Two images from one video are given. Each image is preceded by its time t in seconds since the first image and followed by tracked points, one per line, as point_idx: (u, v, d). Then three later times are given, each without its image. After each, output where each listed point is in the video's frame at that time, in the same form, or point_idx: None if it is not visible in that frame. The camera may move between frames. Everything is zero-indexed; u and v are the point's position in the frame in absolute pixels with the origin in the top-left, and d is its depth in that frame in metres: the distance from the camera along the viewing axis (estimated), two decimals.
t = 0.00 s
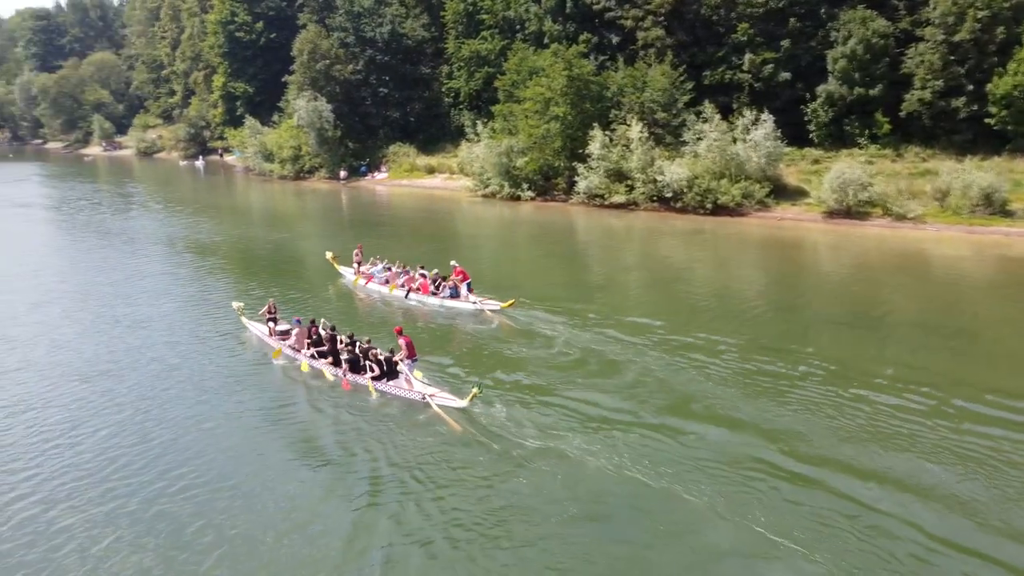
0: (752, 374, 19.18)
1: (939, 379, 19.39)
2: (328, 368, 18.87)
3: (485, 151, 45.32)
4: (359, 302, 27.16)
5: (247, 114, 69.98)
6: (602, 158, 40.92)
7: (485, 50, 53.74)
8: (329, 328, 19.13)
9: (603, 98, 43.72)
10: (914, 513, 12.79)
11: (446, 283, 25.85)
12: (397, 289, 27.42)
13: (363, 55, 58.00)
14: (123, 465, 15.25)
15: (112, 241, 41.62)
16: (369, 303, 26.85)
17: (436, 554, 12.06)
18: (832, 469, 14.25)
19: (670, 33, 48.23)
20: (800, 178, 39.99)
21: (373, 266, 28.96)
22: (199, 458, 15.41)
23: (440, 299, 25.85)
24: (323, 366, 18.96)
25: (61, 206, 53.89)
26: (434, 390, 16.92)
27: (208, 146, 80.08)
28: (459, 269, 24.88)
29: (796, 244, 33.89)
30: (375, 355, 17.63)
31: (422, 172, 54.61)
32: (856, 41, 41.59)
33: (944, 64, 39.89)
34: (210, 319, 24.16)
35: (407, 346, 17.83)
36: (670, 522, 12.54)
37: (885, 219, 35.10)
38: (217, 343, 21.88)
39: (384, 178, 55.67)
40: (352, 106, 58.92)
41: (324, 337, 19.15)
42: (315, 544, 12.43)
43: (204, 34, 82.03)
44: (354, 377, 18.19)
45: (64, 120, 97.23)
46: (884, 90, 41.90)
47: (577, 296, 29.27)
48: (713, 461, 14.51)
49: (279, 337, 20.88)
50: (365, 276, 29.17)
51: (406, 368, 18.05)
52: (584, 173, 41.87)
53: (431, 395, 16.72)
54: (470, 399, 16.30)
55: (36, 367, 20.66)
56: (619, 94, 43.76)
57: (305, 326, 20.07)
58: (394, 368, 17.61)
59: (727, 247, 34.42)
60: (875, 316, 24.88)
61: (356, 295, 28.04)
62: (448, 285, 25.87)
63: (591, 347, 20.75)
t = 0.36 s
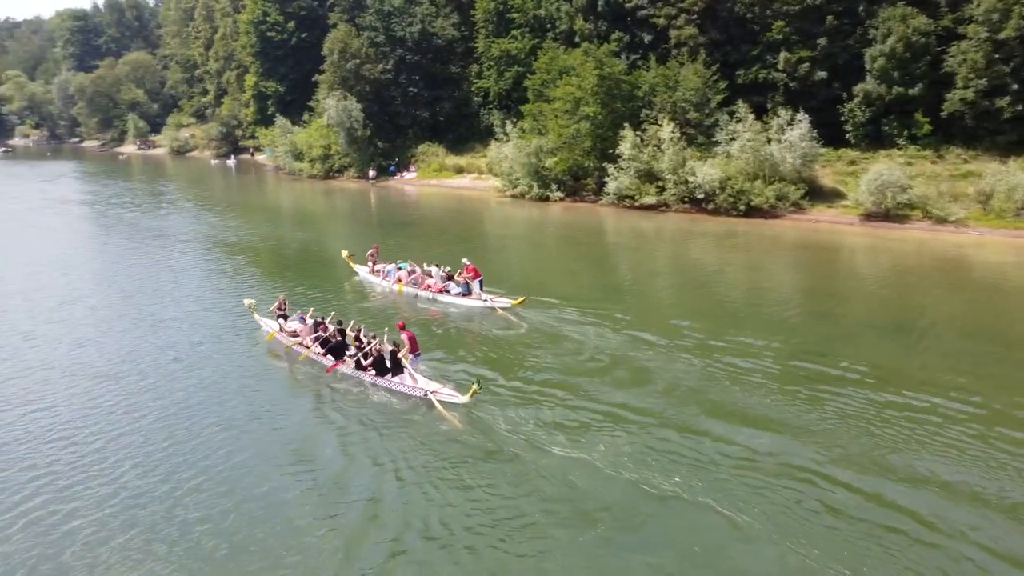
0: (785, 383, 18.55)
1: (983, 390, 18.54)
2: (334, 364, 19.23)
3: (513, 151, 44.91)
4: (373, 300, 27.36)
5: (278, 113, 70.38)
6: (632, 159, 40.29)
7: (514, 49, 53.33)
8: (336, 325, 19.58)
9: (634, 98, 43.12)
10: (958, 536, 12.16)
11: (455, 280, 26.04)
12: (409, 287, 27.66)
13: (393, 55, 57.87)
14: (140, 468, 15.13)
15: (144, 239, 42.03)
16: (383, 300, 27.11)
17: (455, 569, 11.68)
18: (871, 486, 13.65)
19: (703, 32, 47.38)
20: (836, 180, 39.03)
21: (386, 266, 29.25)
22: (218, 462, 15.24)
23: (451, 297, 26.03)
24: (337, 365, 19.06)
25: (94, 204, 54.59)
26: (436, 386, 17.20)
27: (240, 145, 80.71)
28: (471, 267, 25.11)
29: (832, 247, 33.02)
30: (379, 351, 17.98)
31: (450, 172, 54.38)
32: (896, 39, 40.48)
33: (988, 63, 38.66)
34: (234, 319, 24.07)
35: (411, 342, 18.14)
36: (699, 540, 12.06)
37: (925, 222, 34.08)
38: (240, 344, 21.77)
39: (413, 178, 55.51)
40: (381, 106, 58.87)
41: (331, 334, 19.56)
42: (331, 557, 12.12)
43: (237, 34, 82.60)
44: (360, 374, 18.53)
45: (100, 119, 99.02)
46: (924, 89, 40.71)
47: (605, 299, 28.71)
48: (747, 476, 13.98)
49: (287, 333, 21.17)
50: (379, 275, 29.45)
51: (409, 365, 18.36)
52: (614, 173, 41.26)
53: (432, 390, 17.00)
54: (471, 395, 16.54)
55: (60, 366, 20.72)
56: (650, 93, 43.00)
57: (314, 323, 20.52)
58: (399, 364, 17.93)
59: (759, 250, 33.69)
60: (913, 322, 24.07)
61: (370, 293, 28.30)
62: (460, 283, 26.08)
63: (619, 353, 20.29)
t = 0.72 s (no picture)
0: (817, 393, 17.88)
1: None
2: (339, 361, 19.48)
3: (540, 151, 44.41)
4: (384, 298, 27.64)
5: (306, 112, 70.63)
6: (660, 159, 39.61)
7: (542, 48, 52.88)
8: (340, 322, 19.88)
9: (662, 98, 42.42)
10: (1006, 559, 11.46)
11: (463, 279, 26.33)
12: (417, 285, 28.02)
13: (419, 54, 57.65)
14: (152, 474, 14.90)
15: (170, 238, 42.18)
16: (393, 297, 27.49)
17: None
18: (910, 504, 12.98)
19: (734, 30, 46.51)
20: (870, 182, 38.06)
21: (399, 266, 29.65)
22: (231, 469, 14.94)
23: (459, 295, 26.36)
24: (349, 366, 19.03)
25: (123, 202, 55.07)
26: (438, 382, 17.41)
27: (268, 144, 81.14)
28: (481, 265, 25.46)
29: (866, 251, 32.15)
30: (382, 348, 18.21)
31: (476, 172, 54.02)
32: (933, 37, 39.38)
33: None
34: (254, 320, 23.89)
35: (413, 338, 18.34)
36: (730, 561, 11.50)
37: (963, 225, 33.08)
38: (259, 347, 21.55)
39: (439, 178, 55.27)
40: (407, 105, 58.71)
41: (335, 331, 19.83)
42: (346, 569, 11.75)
43: (265, 34, 83.00)
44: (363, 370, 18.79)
45: (132, 118, 100.23)
46: (963, 88, 39.52)
47: (631, 302, 28.15)
48: (779, 491, 13.38)
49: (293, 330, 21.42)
50: (392, 274, 29.77)
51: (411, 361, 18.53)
52: (641, 174, 40.57)
53: (434, 386, 17.20)
54: (472, 391, 16.71)
55: (78, 366, 20.64)
56: (679, 93, 42.24)
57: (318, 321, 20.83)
58: (402, 361, 18.15)
59: (790, 253, 32.92)
60: (950, 331, 23.22)
61: (388, 293, 28.25)
62: (468, 282, 26.42)
63: (644, 360, 19.75)
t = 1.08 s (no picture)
0: (850, 404, 17.21)
1: None
2: (338, 359, 19.64)
3: (560, 151, 43.86)
4: (394, 300, 27.49)
5: (326, 112, 70.57)
6: (683, 160, 38.96)
7: (563, 47, 52.34)
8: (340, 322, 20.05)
9: (685, 98, 41.69)
10: None
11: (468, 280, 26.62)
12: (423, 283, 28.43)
13: (439, 53, 57.28)
14: (160, 483, 14.59)
15: (189, 238, 42.14)
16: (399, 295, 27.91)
17: None
18: (954, 524, 12.29)
19: (759, 29, 45.65)
20: (899, 184, 37.16)
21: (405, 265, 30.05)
22: (242, 480, 14.55)
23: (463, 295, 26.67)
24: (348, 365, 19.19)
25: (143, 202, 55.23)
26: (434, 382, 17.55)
27: (288, 144, 81.26)
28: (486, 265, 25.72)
29: (895, 255, 31.32)
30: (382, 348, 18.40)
31: (496, 172, 53.54)
32: (965, 36, 38.35)
33: None
34: (268, 323, 23.59)
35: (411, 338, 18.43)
36: None
37: (997, 229, 32.12)
38: (274, 352, 21.22)
39: (458, 178, 54.89)
40: (427, 105, 58.35)
41: (336, 330, 20.03)
42: None
43: (286, 33, 83.06)
44: (361, 369, 18.96)
45: (154, 118, 100.82)
46: (995, 88, 38.40)
47: (653, 306, 27.58)
48: (817, 513, 12.73)
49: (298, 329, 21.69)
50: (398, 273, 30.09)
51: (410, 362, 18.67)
52: (663, 175, 39.88)
53: (430, 386, 17.33)
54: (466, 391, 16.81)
55: (90, 368, 20.44)
56: (703, 92, 41.48)
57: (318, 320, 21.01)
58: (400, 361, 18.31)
59: (816, 256, 32.18)
60: (983, 339, 22.40)
61: (405, 297, 27.95)
62: (473, 282, 26.73)
63: (668, 369, 19.19)
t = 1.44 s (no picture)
0: (886, 419, 16.45)
1: None
2: (337, 357, 19.81)
3: (579, 151, 43.21)
4: (413, 307, 27.02)
5: (343, 112, 70.34)
6: (705, 161, 38.07)
7: (582, 47, 51.72)
8: (341, 320, 20.19)
9: (708, 97, 40.82)
10: None
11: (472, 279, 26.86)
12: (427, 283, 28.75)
13: (457, 53, 56.76)
14: (165, 496, 14.24)
15: (204, 238, 42.01)
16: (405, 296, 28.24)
17: None
18: (1002, 553, 11.59)
19: (783, 27, 44.81)
20: (928, 186, 36.23)
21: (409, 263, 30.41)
22: (250, 495, 14.11)
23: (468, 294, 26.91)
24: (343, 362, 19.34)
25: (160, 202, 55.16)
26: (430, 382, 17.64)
27: (305, 144, 81.22)
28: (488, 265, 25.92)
29: (925, 260, 30.46)
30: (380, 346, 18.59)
31: (514, 173, 53.00)
32: (997, 34, 37.06)
33: None
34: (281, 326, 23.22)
35: (407, 338, 18.47)
36: None
37: None
38: (286, 359, 20.80)
39: (476, 178, 54.40)
40: (445, 105, 57.82)
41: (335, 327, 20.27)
42: None
43: (303, 33, 82.92)
44: (357, 367, 19.12)
45: (173, 117, 101.23)
46: None
47: (675, 310, 26.91)
48: (853, 540, 12.04)
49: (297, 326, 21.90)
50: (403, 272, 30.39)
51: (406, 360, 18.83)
52: (685, 176, 39.13)
53: (426, 386, 17.43)
54: (461, 391, 16.96)
55: (100, 373, 20.20)
56: (726, 92, 40.58)
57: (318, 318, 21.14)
58: (397, 360, 18.41)
59: (842, 260, 31.40)
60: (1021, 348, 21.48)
61: (421, 303, 27.51)
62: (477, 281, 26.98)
63: (691, 380, 18.55)
